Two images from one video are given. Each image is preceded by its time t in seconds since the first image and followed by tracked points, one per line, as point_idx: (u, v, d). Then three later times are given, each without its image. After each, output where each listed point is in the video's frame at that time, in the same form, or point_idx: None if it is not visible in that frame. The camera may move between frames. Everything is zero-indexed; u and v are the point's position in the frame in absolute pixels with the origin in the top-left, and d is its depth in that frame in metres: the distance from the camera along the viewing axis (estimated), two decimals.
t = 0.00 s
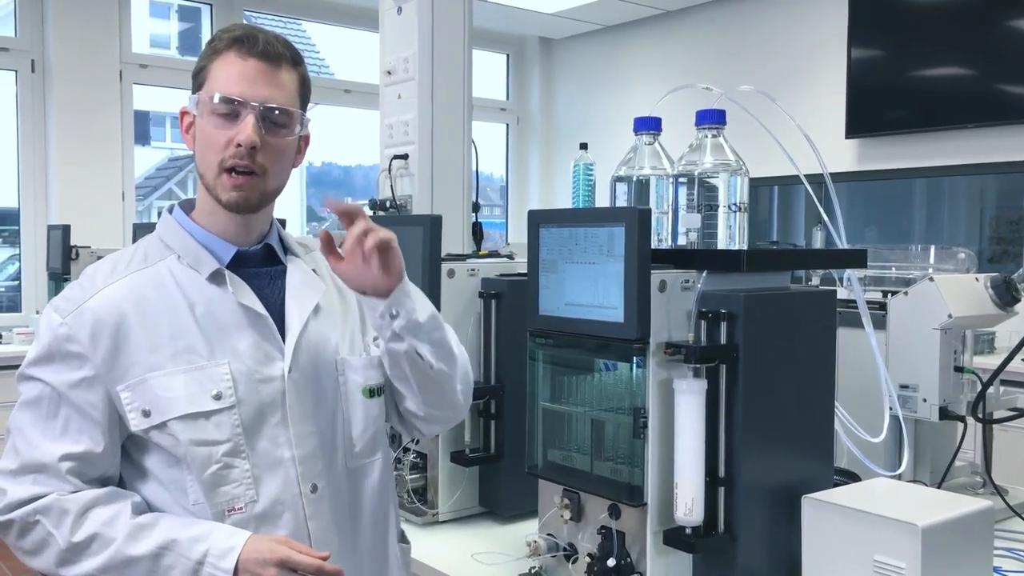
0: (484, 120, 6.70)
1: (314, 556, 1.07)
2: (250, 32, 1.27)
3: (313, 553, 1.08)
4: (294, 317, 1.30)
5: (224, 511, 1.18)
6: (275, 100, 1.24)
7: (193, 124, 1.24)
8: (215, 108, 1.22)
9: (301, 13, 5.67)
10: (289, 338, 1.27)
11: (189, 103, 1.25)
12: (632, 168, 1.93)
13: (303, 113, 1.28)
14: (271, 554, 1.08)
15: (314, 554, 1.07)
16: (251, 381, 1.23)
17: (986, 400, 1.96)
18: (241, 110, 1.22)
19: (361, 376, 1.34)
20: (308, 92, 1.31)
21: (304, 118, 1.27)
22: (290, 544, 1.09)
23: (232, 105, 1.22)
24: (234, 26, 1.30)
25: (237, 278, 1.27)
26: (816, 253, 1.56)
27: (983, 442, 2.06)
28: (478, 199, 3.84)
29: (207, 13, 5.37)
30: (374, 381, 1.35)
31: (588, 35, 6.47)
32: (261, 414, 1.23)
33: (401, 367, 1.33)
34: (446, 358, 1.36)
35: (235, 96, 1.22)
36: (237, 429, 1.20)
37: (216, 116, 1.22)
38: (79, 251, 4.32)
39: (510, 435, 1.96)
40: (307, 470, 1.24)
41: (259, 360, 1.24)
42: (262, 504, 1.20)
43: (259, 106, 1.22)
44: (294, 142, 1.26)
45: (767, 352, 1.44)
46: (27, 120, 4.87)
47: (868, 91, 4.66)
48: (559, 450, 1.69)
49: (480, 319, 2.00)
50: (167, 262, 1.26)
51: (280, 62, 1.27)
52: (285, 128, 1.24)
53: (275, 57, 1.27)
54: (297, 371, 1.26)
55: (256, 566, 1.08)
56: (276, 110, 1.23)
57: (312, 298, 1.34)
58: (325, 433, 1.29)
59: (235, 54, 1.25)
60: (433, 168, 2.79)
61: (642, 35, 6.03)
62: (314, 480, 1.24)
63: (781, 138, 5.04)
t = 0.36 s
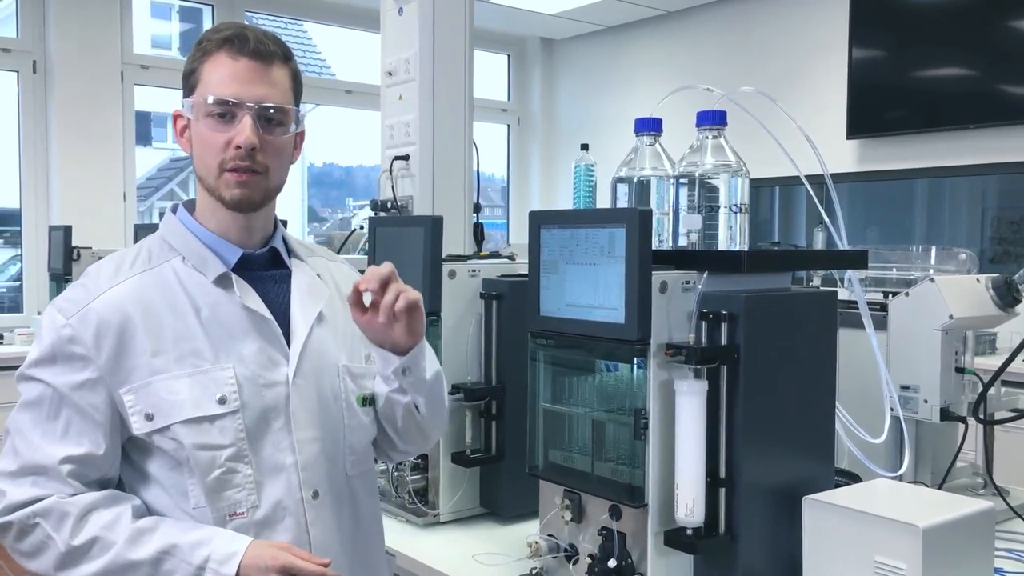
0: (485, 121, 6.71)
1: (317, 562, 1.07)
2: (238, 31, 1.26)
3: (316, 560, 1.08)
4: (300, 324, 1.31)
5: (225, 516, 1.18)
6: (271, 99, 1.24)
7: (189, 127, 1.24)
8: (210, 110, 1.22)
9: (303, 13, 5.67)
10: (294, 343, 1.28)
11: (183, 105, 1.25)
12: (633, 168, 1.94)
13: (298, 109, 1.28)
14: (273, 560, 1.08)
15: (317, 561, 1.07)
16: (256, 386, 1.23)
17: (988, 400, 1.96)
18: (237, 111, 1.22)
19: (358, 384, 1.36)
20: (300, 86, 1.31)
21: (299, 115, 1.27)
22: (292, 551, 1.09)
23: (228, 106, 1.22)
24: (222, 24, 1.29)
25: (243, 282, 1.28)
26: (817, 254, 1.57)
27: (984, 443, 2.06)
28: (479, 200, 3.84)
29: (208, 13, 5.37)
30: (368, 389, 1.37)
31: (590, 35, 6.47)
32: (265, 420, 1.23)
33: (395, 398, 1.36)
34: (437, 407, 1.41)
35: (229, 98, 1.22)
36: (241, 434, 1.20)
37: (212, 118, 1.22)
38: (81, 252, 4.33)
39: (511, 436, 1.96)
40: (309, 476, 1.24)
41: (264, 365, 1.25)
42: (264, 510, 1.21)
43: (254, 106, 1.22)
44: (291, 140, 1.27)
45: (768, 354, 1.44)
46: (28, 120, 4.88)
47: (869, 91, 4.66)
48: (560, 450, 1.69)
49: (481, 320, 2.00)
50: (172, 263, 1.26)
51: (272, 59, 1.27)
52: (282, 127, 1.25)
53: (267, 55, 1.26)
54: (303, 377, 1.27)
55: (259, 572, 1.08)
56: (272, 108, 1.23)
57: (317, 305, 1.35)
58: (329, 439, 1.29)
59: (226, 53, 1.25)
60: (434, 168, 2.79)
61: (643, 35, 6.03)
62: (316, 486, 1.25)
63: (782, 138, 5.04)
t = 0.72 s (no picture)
0: (484, 121, 6.70)
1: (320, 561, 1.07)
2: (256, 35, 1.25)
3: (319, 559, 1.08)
4: (299, 324, 1.32)
5: (227, 516, 1.19)
6: (289, 105, 1.25)
7: (203, 129, 1.22)
8: (231, 114, 1.21)
9: (301, 12, 5.67)
10: (294, 343, 1.29)
11: (195, 106, 1.23)
12: (632, 168, 1.94)
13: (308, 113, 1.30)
14: (276, 560, 1.08)
15: (320, 561, 1.07)
16: (257, 385, 1.24)
17: (986, 400, 1.97)
18: (257, 116, 1.22)
19: (354, 385, 1.40)
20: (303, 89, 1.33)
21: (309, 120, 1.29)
22: (295, 551, 1.10)
23: (248, 111, 1.22)
24: (232, 23, 1.28)
25: (243, 282, 1.28)
26: (816, 254, 1.57)
27: (983, 442, 2.07)
28: (478, 200, 3.85)
29: (206, 13, 5.37)
30: (361, 391, 1.41)
31: (589, 35, 6.47)
32: (267, 418, 1.24)
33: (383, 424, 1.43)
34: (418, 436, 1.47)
35: (252, 102, 1.22)
36: (243, 434, 1.21)
37: (232, 122, 1.21)
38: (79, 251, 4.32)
39: (510, 435, 1.96)
40: (310, 475, 1.26)
41: (264, 364, 1.26)
42: (265, 510, 1.22)
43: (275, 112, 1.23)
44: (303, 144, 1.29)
45: (767, 354, 1.45)
46: (27, 120, 4.87)
47: (868, 91, 4.67)
48: (559, 450, 1.69)
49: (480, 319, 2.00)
50: (170, 263, 1.25)
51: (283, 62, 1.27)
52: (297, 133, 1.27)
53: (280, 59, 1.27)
54: (302, 375, 1.28)
55: (262, 572, 1.08)
56: (291, 115, 1.25)
57: (316, 304, 1.36)
58: (329, 438, 1.30)
59: (241, 56, 1.24)
60: (433, 168, 2.79)
61: (642, 35, 6.03)
62: (316, 485, 1.26)
63: (780, 138, 5.04)
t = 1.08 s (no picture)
0: (482, 120, 6.70)
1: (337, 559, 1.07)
2: (322, 61, 1.25)
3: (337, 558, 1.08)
4: (306, 327, 1.32)
5: (239, 517, 1.19)
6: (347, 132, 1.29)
7: (272, 152, 1.21)
8: (310, 144, 1.22)
9: (299, 12, 5.66)
10: (301, 346, 1.29)
11: (265, 128, 1.21)
12: (630, 167, 1.94)
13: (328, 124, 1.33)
14: (295, 559, 1.08)
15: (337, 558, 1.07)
16: (266, 387, 1.24)
17: (984, 399, 1.97)
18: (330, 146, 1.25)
19: (356, 385, 1.40)
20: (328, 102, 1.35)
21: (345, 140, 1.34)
22: (311, 550, 1.09)
23: (324, 141, 1.23)
24: (288, 38, 1.25)
25: (254, 283, 1.28)
26: (815, 253, 1.56)
27: (981, 442, 2.07)
28: (477, 199, 3.85)
29: (204, 12, 5.37)
30: (362, 391, 1.41)
31: (587, 35, 6.47)
32: (277, 420, 1.25)
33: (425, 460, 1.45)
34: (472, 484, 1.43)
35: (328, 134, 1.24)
36: (255, 435, 1.21)
37: (308, 151, 1.22)
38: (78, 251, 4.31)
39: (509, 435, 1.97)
40: (320, 475, 1.26)
41: (273, 365, 1.26)
42: (277, 511, 1.22)
43: (342, 140, 1.26)
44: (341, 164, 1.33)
45: (766, 354, 1.45)
46: (26, 120, 4.86)
47: (867, 91, 4.66)
48: (559, 450, 1.68)
49: (479, 318, 2.01)
50: (178, 264, 1.25)
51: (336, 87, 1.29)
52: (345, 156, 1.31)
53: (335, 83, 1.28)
54: (309, 376, 1.29)
55: (280, 571, 1.08)
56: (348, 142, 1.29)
57: (318, 306, 1.36)
58: (335, 438, 1.31)
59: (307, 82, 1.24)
60: (431, 167, 2.79)
61: (640, 34, 6.03)
62: (324, 486, 1.26)
63: (780, 138, 5.04)
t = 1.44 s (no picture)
0: (480, 118, 6.69)
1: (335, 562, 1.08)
2: (342, 71, 1.24)
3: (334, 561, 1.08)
4: (310, 329, 1.31)
5: (239, 518, 1.19)
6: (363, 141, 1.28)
7: (292, 164, 1.21)
8: (328, 155, 1.22)
9: (295, 9, 5.65)
10: (306, 349, 1.28)
11: (286, 139, 1.20)
12: (628, 165, 1.91)
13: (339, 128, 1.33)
14: (293, 561, 1.08)
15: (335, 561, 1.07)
16: (267, 390, 1.23)
17: (981, 398, 1.97)
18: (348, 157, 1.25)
19: (362, 389, 1.37)
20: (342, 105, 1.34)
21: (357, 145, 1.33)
22: (310, 552, 1.10)
23: (343, 153, 1.23)
24: (311, 50, 1.23)
25: (261, 284, 1.27)
26: (812, 251, 1.56)
27: (979, 440, 2.07)
28: (474, 197, 3.84)
29: (201, 9, 5.35)
30: (370, 395, 1.39)
31: (584, 33, 6.46)
32: (279, 422, 1.24)
33: (489, 483, 1.43)
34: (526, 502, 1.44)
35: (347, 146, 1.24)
36: (256, 436, 1.20)
37: (328, 163, 1.22)
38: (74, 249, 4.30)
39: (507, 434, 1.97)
40: (320, 479, 1.26)
41: (277, 369, 1.25)
42: (276, 514, 1.21)
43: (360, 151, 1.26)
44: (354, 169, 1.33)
45: (764, 353, 1.45)
46: (22, 117, 4.85)
47: (863, 89, 4.67)
48: (555, 448, 1.72)
49: (475, 316, 2.00)
50: (187, 263, 1.25)
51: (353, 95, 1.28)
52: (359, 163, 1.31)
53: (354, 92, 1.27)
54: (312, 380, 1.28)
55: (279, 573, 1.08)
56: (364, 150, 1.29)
57: (324, 312, 1.34)
58: (337, 441, 1.30)
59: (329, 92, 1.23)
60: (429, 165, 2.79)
61: (637, 32, 6.03)
62: (325, 490, 1.26)
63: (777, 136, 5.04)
